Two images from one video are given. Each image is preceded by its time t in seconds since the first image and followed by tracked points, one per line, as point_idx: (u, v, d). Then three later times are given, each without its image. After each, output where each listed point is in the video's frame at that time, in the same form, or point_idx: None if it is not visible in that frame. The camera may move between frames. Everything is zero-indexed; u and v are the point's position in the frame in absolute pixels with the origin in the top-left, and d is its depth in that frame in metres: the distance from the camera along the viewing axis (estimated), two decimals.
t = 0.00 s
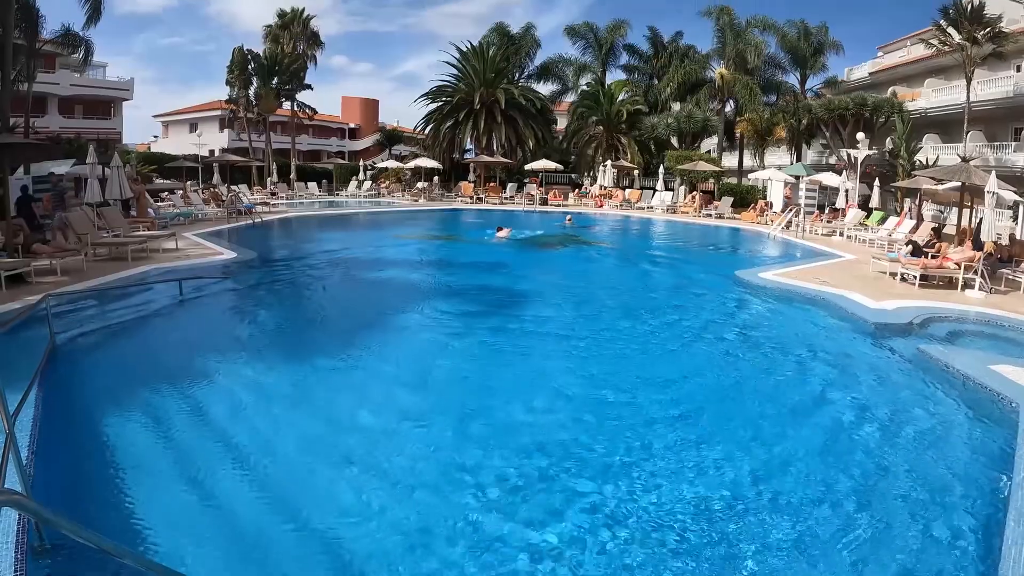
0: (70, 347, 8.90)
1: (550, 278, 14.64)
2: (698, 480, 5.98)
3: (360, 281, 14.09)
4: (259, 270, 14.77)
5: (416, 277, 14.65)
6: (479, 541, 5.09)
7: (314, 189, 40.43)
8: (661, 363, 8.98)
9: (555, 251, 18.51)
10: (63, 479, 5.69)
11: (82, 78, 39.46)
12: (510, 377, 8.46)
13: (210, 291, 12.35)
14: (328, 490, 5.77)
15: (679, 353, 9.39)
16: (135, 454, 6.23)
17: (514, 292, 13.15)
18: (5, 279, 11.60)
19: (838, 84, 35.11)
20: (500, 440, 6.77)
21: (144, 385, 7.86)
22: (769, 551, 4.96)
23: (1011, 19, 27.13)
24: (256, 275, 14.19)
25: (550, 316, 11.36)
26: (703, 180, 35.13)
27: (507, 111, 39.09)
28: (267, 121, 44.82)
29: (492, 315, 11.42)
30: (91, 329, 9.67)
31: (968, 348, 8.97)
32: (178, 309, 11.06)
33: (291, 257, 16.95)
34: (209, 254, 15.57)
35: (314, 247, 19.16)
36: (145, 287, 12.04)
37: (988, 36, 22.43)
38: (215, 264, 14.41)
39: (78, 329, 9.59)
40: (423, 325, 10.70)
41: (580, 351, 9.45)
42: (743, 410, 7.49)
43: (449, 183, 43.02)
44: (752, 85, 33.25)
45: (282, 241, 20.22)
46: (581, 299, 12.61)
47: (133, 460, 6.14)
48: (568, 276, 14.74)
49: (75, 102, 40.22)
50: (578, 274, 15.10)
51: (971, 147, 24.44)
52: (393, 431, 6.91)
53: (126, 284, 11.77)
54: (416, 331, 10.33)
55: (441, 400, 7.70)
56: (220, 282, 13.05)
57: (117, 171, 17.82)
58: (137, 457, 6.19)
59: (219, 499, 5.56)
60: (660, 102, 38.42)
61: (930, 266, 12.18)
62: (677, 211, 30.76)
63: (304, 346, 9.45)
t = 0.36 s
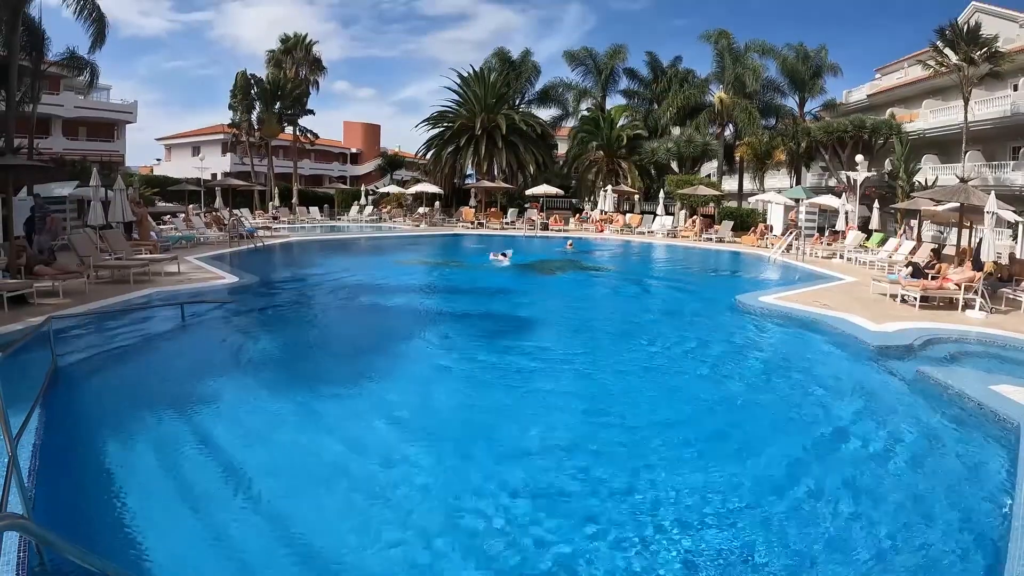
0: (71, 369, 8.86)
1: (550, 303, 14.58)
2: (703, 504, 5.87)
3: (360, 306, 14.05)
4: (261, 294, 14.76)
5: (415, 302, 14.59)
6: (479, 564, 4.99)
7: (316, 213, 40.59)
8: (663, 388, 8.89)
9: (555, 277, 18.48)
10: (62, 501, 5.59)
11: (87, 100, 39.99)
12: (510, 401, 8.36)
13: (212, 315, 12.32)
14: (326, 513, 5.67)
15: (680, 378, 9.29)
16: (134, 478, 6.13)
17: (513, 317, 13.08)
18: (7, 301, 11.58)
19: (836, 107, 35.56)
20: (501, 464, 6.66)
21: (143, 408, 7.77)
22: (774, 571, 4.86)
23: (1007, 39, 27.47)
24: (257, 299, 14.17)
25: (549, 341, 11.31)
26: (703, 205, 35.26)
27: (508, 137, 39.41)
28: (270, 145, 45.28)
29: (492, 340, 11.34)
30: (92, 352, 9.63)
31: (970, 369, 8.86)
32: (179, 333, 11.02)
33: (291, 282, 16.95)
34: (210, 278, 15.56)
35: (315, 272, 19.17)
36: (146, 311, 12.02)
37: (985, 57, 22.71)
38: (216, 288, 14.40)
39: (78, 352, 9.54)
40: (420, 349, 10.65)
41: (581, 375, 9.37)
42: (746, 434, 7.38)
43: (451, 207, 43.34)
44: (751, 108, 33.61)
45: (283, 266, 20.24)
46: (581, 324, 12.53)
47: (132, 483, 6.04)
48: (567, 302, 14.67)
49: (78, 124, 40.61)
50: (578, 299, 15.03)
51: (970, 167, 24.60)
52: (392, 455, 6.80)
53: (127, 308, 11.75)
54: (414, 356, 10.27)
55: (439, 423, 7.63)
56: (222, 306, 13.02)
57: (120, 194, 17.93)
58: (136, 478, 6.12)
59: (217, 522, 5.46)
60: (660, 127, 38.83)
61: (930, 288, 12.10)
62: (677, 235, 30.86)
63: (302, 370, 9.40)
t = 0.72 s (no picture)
0: (73, 375, 8.83)
1: (550, 309, 14.54)
2: (703, 509, 5.84)
3: (359, 312, 14.04)
4: (261, 299, 14.75)
5: (414, 308, 14.54)
6: (479, 568, 4.98)
7: (316, 219, 40.63)
8: (662, 393, 8.85)
9: (555, 282, 18.46)
10: (64, 507, 5.58)
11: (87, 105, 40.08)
12: (509, 407, 8.33)
13: (213, 320, 12.30)
14: (325, 518, 5.65)
15: (681, 384, 9.25)
16: (135, 482, 6.12)
17: (513, 323, 13.04)
18: (7, 306, 11.54)
19: (835, 112, 35.70)
20: (501, 470, 6.64)
21: (144, 414, 7.75)
22: None
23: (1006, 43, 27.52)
24: (257, 304, 14.15)
25: (547, 346, 11.29)
26: (703, 210, 35.26)
27: (508, 142, 39.49)
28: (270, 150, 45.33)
29: (491, 346, 11.30)
30: (94, 357, 9.60)
31: (969, 375, 8.83)
32: (181, 338, 11.00)
33: (291, 288, 16.95)
34: (211, 283, 15.55)
35: (314, 278, 19.16)
36: (147, 316, 12.02)
37: (984, 62, 22.73)
38: (216, 293, 14.40)
39: (80, 357, 9.53)
40: (419, 356, 10.60)
41: (580, 381, 9.34)
42: (746, 439, 7.35)
43: (451, 213, 43.50)
44: (750, 114, 33.70)
45: (283, 271, 20.22)
46: (581, 330, 12.49)
47: (133, 488, 6.03)
48: (568, 308, 14.63)
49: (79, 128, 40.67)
50: (578, 305, 14.99)
51: (969, 172, 24.64)
52: (390, 461, 6.78)
53: (128, 313, 11.72)
54: (412, 361, 10.24)
55: (438, 428, 7.63)
56: (223, 313, 12.99)
57: (121, 199, 17.94)
58: (137, 483, 6.11)
59: (216, 527, 5.44)
60: (660, 132, 38.94)
61: (928, 293, 12.07)
62: (677, 240, 30.90)
63: (302, 375, 9.39)
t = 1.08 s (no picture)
0: (73, 384, 8.79)
1: (549, 318, 14.48)
2: (706, 519, 5.77)
3: (358, 321, 13.99)
4: (261, 308, 14.70)
5: (412, 318, 14.47)
6: None
7: (316, 227, 40.65)
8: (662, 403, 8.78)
9: (554, 291, 18.42)
10: (65, 517, 5.54)
11: (88, 112, 40.18)
12: (509, 417, 8.26)
13: (213, 329, 12.26)
14: (323, 529, 5.58)
15: (681, 393, 9.19)
16: (136, 492, 6.08)
17: (512, 333, 12.96)
18: (7, 314, 11.51)
19: (834, 121, 35.90)
20: (501, 480, 6.57)
21: (143, 423, 7.70)
22: None
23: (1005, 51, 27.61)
24: (257, 313, 14.11)
25: (546, 356, 11.23)
26: (702, 219, 35.29)
27: (508, 151, 39.61)
28: (270, 158, 45.44)
29: (489, 356, 11.22)
30: (95, 366, 9.57)
31: (970, 384, 8.76)
32: (181, 347, 10.96)
33: (290, 296, 16.89)
34: (211, 291, 15.53)
35: (313, 286, 19.11)
36: (146, 326, 11.96)
37: (982, 69, 22.84)
38: (216, 302, 14.35)
39: (80, 366, 9.48)
40: (417, 365, 10.55)
41: (580, 391, 9.28)
42: (748, 450, 7.28)
43: (451, 221, 43.57)
44: (750, 123, 33.85)
45: (283, 280, 20.21)
46: (580, 339, 12.43)
47: (133, 498, 5.97)
48: (568, 317, 14.56)
49: (80, 135, 40.80)
50: (577, 314, 14.92)
51: (968, 179, 24.67)
52: (389, 472, 6.71)
53: (128, 322, 11.69)
54: (410, 371, 10.18)
55: (438, 437, 7.60)
56: (223, 321, 12.96)
57: (121, 207, 17.91)
58: (137, 493, 6.07)
59: (216, 537, 5.38)
60: (659, 141, 39.11)
61: (927, 301, 12.03)
62: (677, 249, 30.92)
63: (302, 385, 9.35)
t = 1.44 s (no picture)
0: (73, 395, 8.73)
1: (549, 330, 14.38)
2: (708, 531, 5.71)
3: (358, 332, 13.92)
4: (261, 320, 14.63)
5: (411, 329, 14.38)
6: None
7: (316, 237, 40.68)
8: (662, 416, 8.67)
9: (554, 302, 18.35)
10: (62, 530, 5.47)
11: (89, 122, 40.31)
12: (509, 430, 8.16)
13: (214, 340, 12.21)
14: (321, 540, 5.52)
15: (684, 405, 9.09)
16: (135, 503, 6.00)
17: (512, 345, 12.85)
18: (7, 323, 11.46)
19: (833, 131, 36.13)
20: (501, 493, 6.48)
21: (141, 435, 7.62)
22: None
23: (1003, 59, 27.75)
24: (258, 324, 14.07)
25: (546, 367, 11.17)
26: (702, 229, 35.31)
27: (508, 161, 39.74)
28: (270, 168, 45.55)
29: (489, 368, 11.10)
30: (94, 377, 9.51)
31: (970, 394, 8.70)
32: (181, 358, 10.91)
33: (290, 308, 16.85)
34: (211, 302, 15.49)
35: (313, 297, 19.05)
36: (146, 336, 11.91)
37: (980, 78, 22.89)
38: (216, 313, 14.30)
39: (79, 377, 9.41)
40: (415, 376, 10.47)
41: (580, 403, 9.16)
42: (751, 461, 7.18)
43: (450, 232, 43.63)
44: (749, 133, 34.02)
45: (283, 290, 20.17)
46: (580, 351, 12.31)
47: (131, 508, 5.91)
48: (569, 329, 14.45)
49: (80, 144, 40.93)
50: (578, 326, 14.83)
51: (967, 189, 24.68)
52: (386, 485, 6.62)
53: (128, 333, 11.64)
54: (408, 383, 10.10)
55: (437, 449, 7.54)
56: (223, 332, 12.90)
57: (121, 216, 17.90)
58: (136, 504, 6.01)
59: (215, 549, 5.32)
60: (659, 152, 39.30)
61: (927, 311, 11.99)
62: (677, 259, 30.93)
63: (301, 396, 9.28)
